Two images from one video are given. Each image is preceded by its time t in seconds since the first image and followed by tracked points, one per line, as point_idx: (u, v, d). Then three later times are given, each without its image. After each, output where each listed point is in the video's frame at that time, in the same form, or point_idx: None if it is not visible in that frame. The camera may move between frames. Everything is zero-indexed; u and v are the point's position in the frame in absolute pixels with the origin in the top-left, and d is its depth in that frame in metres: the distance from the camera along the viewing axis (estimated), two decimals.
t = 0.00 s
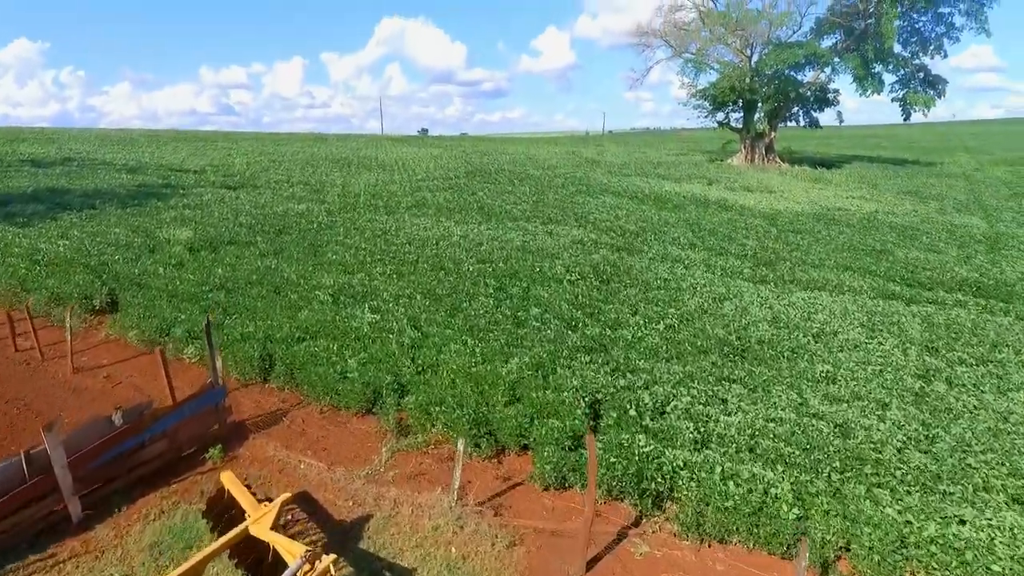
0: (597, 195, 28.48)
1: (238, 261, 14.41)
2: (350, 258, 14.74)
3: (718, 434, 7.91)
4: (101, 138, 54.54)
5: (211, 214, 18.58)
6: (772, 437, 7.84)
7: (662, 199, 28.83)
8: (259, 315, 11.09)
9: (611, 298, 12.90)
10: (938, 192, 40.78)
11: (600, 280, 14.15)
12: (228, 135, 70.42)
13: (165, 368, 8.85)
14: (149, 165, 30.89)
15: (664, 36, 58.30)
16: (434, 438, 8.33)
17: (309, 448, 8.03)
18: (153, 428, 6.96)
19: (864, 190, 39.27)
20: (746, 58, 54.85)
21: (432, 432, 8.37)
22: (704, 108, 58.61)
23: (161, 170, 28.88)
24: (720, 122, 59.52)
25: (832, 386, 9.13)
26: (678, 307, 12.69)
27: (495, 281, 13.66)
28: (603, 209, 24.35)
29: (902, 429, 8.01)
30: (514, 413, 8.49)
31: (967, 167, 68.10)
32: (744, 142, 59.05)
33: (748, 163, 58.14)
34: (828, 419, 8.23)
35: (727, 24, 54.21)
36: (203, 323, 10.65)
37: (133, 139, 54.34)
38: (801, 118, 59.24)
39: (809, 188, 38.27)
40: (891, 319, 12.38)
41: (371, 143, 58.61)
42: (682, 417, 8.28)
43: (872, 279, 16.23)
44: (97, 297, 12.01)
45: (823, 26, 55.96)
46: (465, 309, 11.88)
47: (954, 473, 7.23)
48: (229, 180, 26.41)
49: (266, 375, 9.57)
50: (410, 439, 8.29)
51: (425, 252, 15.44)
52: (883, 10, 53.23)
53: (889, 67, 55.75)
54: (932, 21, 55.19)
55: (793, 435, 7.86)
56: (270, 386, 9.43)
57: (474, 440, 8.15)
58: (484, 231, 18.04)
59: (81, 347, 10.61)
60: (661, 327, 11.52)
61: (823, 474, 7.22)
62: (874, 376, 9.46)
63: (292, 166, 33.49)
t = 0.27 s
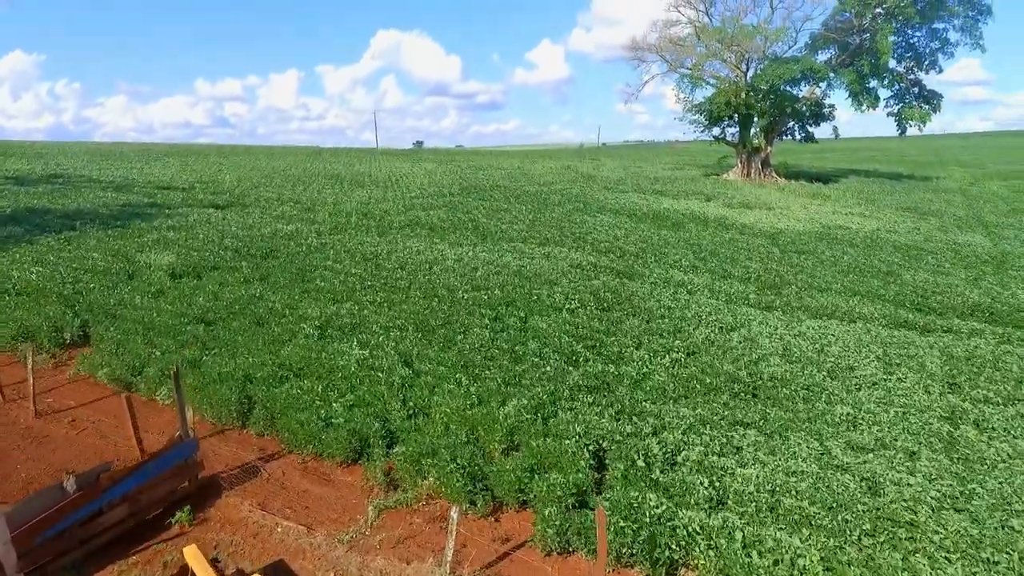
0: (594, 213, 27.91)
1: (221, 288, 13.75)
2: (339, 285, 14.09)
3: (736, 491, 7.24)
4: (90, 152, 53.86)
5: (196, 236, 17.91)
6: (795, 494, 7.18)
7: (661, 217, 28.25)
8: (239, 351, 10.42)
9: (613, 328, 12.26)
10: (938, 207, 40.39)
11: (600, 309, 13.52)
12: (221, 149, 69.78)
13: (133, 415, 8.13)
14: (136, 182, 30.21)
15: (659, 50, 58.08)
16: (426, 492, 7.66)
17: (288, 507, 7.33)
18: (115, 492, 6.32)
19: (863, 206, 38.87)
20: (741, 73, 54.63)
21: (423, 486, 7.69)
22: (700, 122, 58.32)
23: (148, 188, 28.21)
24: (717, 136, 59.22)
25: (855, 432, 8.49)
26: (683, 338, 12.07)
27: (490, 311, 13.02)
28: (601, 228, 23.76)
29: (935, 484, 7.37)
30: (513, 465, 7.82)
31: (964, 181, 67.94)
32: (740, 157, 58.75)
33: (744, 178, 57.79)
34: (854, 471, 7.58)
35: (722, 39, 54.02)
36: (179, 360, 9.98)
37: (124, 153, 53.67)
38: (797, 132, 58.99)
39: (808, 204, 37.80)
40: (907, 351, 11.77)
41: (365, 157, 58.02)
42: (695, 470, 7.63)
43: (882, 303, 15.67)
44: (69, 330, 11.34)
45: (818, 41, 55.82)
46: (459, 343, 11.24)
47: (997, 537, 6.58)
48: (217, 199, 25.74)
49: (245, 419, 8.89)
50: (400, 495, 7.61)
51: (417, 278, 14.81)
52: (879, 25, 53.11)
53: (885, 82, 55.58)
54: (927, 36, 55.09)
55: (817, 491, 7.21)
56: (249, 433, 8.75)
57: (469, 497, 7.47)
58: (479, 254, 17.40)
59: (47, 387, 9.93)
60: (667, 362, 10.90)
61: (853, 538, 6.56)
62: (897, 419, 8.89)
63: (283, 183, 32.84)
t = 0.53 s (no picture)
0: (594, 220, 27.15)
1: (201, 307, 12.99)
2: (327, 304, 13.34)
3: (762, 550, 6.51)
4: (80, 155, 52.88)
5: (178, 247, 17.12)
6: (828, 554, 6.45)
7: (662, 224, 27.52)
8: (217, 382, 9.68)
9: (618, 352, 11.52)
10: (942, 212, 39.79)
11: (604, 329, 12.76)
12: (213, 152, 68.71)
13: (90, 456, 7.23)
14: (122, 187, 29.34)
15: (657, 52, 57.39)
16: (417, 549, 6.92)
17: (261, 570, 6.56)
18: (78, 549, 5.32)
19: (865, 211, 38.22)
20: (740, 75, 53.98)
21: (414, 544, 6.96)
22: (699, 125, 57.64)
23: (133, 194, 27.35)
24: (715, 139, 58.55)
25: (887, 477, 7.78)
26: (692, 363, 11.34)
27: (487, 333, 12.26)
28: (600, 237, 22.99)
29: (982, 542, 6.65)
30: (513, 518, 7.09)
31: (963, 184, 67.47)
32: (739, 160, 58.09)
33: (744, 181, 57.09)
34: (891, 527, 6.86)
35: (721, 41, 53.36)
36: (150, 394, 9.23)
37: (116, 156, 52.72)
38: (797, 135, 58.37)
39: (810, 209, 37.13)
40: (931, 376, 11.05)
41: (359, 161, 57.11)
42: (716, 524, 6.90)
43: (897, 321, 14.94)
44: (35, 357, 10.58)
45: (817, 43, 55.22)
46: (454, 371, 10.51)
47: None
48: (204, 206, 24.92)
49: (219, 461, 8.14)
50: (388, 553, 6.88)
51: (410, 296, 14.05)
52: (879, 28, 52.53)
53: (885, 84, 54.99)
54: (928, 38, 54.52)
55: (852, 551, 6.48)
56: (222, 477, 7.98)
57: (465, 556, 6.73)
58: (475, 268, 16.62)
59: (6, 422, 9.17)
60: (676, 391, 10.17)
61: None
62: (931, 460, 8.20)
63: (273, 188, 31.99)
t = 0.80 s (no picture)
0: (593, 228, 26.30)
1: (176, 330, 12.09)
2: (312, 327, 12.48)
3: None
4: (69, 158, 51.83)
5: (158, 262, 16.22)
6: None
7: (663, 231, 26.69)
8: (187, 423, 8.82)
9: (624, 381, 10.67)
10: (947, 217, 39.08)
11: (608, 354, 11.91)
12: (206, 154, 67.67)
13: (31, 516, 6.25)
14: (106, 194, 28.39)
15: (656, 54, 56.55)
16: None
17: None
18: None
19: (870, 216, 37.47)
20: (740, 77, 53.19)
21: None
22: (698, 127, 56.85)
23: (117, 202, 26.40)
24: (715, 142, 57.79)
25: (932, 538, 7.00)
26: (705, 393, 10.51)
27: (483, 359, 11.41)
28: (601, 246, 22.15)
29: None
30: None
31: (965, 186, 66.81)
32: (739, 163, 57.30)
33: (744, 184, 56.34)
34: None
35: (721, 42, 52.56)
36: (112, 437, 8.37)
37: (106, 159, 51.70)
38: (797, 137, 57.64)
39: (814, 215, 36.36)
40: (963, 409, 10.25)
41: (353, 164, 56.15)
42: None
43: (916, 341, 14.13)
44: None
45: (818, 44, 54.46)
46: (448, 406, 9.68)
47: None
48: (189, 214, 24.00)
49: (183, 518, 7.24)
50: None
51: (401, 316, 13.19)
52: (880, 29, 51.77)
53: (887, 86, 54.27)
54: (929, 39, 53.78)
55: None
56: (184, 537, 7.06)
57: None
58: (470, 283, 15.76)
59: None
60: (690, 429, 9.34)
61: None
62: (977, 516, 7.46)
63: (262, 193, 31.06)
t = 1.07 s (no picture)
0: (594, 236, 25.32)
1: (144, 359, 11.11)
2: (293, 354, 11.50)
3: None
4: (56, 161, 50.56)
5: (132, 278, 15.21)
6: None
7: (666, 240, 25.74)
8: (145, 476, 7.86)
9: (633, 418, 9.74)
10: (954, 222, 38.27)
11: (614, 385, 10.98)
12: (198, 156, 66.46)
13: None
14: (87, 201, 27.30)
15: (656, 55, 55.56)
16: None
17: None
18: None
19: (877, 222, 36.60)
20: (742, 79, 52.27)
21: None
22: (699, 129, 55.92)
23: (98, 209, 25.32)
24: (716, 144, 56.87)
25: None
26: (722, 432, 9.58)
27: (478, 393, 10.46)
28: (602, 257, 21.19)
29: None
30: None
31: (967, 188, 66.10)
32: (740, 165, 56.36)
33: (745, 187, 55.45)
34: None
35: (722, 43, 51.61)
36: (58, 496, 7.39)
37: (94, 162, 50.48)
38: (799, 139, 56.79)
39: (819, 221, 35.48)
40: (1007, 451, 9.34)
41: (347, 166, 55.08)
42: None
43: (943, 367, 13.22)
44: None
45: (820, 45, 53.56)
46: (440, 452, 8.75)
47: None
48: (172, 223, 22.97)
49: None
50: None
51: (391, 341, 12.24)
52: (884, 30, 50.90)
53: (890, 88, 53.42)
54: (933, 41, 52.92)
55: None
56: None
57: None
58: (465, 301, 14.80)
59: None
60: (708, 477, 8.43)
61: None
62: None
63: (250, 199, 29.98)
